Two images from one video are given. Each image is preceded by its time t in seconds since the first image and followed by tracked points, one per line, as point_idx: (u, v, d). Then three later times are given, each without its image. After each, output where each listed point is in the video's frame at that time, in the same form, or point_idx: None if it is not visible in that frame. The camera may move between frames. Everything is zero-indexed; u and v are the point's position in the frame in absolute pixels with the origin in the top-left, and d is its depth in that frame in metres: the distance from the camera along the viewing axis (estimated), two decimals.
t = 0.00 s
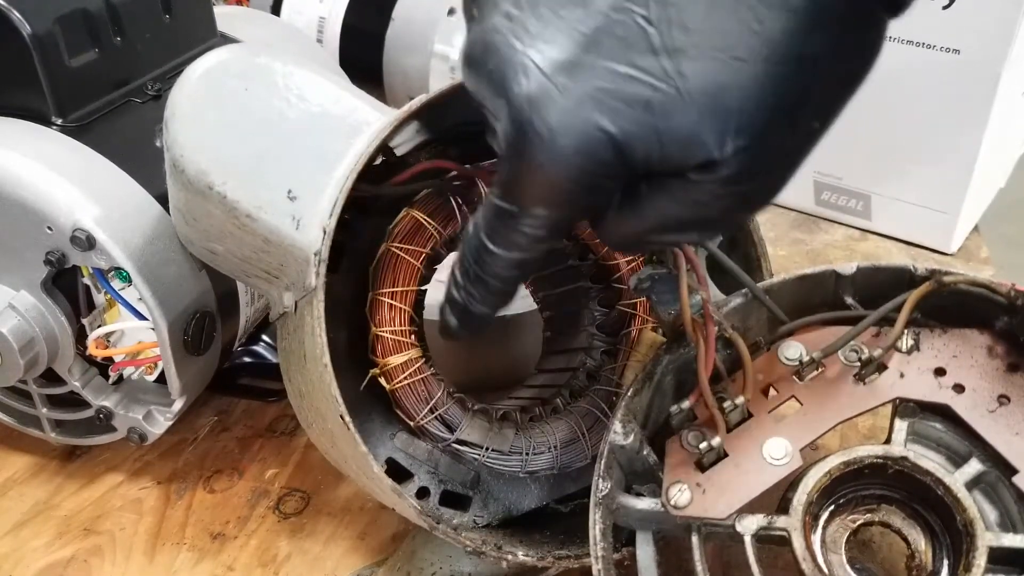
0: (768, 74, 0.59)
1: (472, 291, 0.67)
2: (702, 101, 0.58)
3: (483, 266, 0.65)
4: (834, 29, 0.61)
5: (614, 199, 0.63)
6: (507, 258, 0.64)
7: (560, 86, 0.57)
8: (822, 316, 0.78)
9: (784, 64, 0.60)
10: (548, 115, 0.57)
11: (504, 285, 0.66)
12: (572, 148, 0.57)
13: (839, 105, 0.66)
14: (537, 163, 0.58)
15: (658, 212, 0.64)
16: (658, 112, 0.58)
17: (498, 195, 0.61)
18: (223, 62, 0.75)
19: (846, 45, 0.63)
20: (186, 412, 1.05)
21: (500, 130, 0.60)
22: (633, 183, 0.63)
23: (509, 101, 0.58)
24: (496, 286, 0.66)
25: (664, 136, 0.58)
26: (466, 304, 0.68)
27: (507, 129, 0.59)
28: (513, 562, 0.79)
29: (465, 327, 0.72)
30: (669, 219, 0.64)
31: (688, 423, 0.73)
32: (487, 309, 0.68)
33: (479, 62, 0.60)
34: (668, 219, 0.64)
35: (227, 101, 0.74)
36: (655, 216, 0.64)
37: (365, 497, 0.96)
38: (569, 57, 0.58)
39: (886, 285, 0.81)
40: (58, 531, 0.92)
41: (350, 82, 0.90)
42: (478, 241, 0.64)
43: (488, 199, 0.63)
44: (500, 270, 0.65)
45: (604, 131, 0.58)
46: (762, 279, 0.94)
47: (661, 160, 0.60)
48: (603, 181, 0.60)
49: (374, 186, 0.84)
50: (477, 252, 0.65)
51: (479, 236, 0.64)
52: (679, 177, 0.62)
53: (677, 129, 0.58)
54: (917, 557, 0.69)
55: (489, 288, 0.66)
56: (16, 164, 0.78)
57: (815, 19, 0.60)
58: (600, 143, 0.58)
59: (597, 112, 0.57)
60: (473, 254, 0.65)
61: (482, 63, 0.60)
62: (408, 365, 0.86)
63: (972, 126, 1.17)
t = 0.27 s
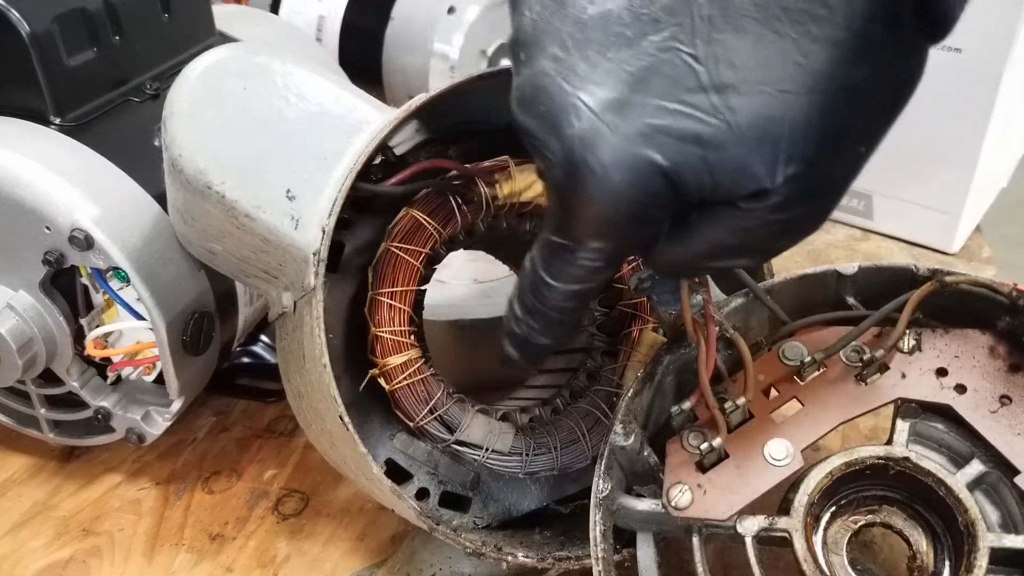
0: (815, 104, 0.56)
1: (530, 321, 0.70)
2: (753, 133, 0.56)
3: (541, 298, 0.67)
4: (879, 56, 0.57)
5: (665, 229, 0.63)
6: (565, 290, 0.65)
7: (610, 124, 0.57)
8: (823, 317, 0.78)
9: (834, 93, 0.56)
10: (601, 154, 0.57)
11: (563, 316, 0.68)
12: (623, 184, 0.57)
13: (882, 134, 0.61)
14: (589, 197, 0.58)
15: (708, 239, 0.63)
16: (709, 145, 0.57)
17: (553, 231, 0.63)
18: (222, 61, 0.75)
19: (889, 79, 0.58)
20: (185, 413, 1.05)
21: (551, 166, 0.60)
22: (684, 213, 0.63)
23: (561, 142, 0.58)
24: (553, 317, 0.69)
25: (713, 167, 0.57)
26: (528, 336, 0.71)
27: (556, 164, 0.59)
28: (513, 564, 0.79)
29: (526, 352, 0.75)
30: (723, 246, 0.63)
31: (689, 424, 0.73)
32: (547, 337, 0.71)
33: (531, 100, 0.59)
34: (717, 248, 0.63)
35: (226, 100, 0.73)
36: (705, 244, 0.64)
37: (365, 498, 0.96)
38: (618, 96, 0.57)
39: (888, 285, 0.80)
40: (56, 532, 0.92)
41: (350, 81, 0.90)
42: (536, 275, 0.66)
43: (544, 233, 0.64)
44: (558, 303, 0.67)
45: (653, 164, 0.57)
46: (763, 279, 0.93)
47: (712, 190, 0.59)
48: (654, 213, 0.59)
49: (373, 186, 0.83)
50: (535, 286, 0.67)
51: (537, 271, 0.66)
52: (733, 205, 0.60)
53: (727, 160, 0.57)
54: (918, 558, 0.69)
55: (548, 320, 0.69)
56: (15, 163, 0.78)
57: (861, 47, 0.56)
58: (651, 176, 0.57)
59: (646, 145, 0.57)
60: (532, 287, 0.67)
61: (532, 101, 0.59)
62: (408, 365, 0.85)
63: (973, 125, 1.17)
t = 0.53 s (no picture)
0: (833, 98, 0.56)
1: (564, 309, 0.71)
2: (772, 128, 0.56)
3: (573, 290, 0.69)
4: (893, 51, 0.57)
5: (687, 221, 0.62)
6: (595, 281, 0.66)
7: (632, 123, 0.57)
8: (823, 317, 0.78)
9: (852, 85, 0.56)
10: (623, 151, 0.57)
11: (594, 305, 0.69)
12: (646, 183, 0.57)
13: (898, 126, 0.61)
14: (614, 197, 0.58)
15: (729, 229, 0.62)
16: (731, 142, 0.56)
17: (581, 226, 0.63)
18: (222, 62, 0.75)
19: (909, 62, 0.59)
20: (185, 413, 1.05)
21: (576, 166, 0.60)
22: (705, 206, 0.62)
23: (587, 142, 0.58)
24: (585, 307, 0.70)
25: (735, 161, 0.57)
26: (562, 324, 0.73)
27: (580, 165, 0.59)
28: (513, 563, 0.79)
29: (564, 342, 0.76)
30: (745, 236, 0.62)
31: (688, 423, 0.74)
32: (580, 324, 0.73)
33: (557, 102, 0.60)
34: (741, 238, 0.62)
35: (227, 100, 0.74)
36: (728, 235, 0.62)
37: (365, 497, 0.96)
38: (639, 96, 0.57)
39: (887, 286, 0.81)
40: (57, 532, 0.92)
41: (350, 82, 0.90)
42: (567, 267, 0.68)
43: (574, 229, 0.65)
44: (588, 293, 0.68)
45: (677, 162, 0.57)
46: (762, 279, 0.94)
47: (734, 184, 0.58)
48: (678, 208, 0.59)
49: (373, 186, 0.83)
50: (567, 278, 0.68)
51: (569, 263, 0.67)
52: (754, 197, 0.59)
53: (748, 155, 0.56)
54: (917, 557, 0.69)
55: (580, 309, 0.70)
56: (16, 164, 0.78)
57: (875, 43, 0.56)
58: (676, 175, 0.57)
59: (668, 143, 0.56)
60: (565, 279, 0.69)
61: (558, 103, 0.60)
62: (408, 365, 0.85)
63: (973, 125, 1.17)
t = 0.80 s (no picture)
0: (849, 79, 0.56)
1: (582, 286, 0.71)
2: (790, 109, 0.56)
3: (591, 268, 0.68)
4: (909, 34, 0.57)
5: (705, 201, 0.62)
6: (613, 259, 0.66)
7: (653, 104, 0.57)
8: (822, 316, 0.78)
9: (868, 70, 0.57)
10: (643, 131, 0.57)
11: (613, 283, 0.69)
12: (666, 161, 0.57)
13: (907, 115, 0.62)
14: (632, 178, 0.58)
15: (746, 209, 0.62)
16: (749, 122, 0.56)
17: (600, 204, 0.63)
18: (223, 62, 0.75)
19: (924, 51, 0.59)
20: (186, 412, 1.05)
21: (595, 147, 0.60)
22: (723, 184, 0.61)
23: (607, 123, 0.58)
24: (603, 285, 0.69)
25: (753, 141, 0.57)
26: (580, 301, 0.72)
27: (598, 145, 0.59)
28: (513, 562, 0.79)
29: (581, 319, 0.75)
30: (760, 216, 0.61)
31: (688, 423, 0.73)
32: (598, 302, 0.72)
33: (576, 84, 0.60)
34: (756, 219, 0.62)
35: (227, 101, 0.74)
36: (744, 216, 0.62)
37: (366, 497, 0.96)
38: (660, 77, 0.57)
39: (886, 286, 0.81)
40: (58, 531, 0.92)
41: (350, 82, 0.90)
42: (587, 247, 0.67)
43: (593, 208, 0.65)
44: (607, 271, 0.67)
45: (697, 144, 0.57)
46: (762, 279, 0.94)
47: (752, 164, 0.58)
48: (697, 188, 0.59)
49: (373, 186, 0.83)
50: (586, 256, 0.68)
51: (587, 241, 0.67)
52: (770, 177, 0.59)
53: (765, 135, 0.56)
54: (916, 556, 0.69)
55: (598, 287, 0.70)
56: (17, 164, 0.78)
57: (894, 25, 0.56)
58: (695, 157, 0.57)
59: (688, 124, 0.56)
60: (583, 257, 0.68)
61: (576, 85, 0.60)
62: (408, 365, 0.86)
63: (972, 125, 1.17)
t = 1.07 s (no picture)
0: (858, 42, 0.61)
1: (589, 255, 0.73)
2: (799, 72, 0.61)
3: (599, 235, 0.70)
4: None
5: (716, 165, 0.66)
6: (621, 225, 0.68)
7: (665, 65, 0.60)
8: (822, 316, 0.78)
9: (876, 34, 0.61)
10: (656, 90, 0.60)
11: (619, 250, 0.71)
12: (677, 122, 0.60)
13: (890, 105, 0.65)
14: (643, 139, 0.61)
15: (757, 172, 0.67)
16: (759, 83, 0.61)
17: (610, 168, 0.66)
18: (222, 62, 0.75)
19: (928, 22, 0.64)
20: (186, 412, 1.05)
21: (608, 111, 0.63)
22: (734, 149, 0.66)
23: (620, 83, 0.61)
24: (610, 252, 0.72)
25: (764, 103, 0.61)
26: (586, 270, 0.75)
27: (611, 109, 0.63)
28: (513, 562, 0.79)
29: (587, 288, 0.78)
30: (772, 177, 0.67)
31: (688, 423, 0.73)
32: (603, 270, 0.74)
33: (590, 50, 0.63)
34: (765, 180, 0.67)
35: (227, 101, 0.74)
36: (755, 179, 0.67)
37: (366, 497, 0.96)
38: (673, 39, 0.61)
39: (886, 285, 0.81)
40: (58, 531, 0.92)
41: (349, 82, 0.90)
42: (595, 212, 0.69)
43: (602, 174, 0.67)
44: (615, 237, 0.70)
45: (707, 104, 0.60)
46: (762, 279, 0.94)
47: (762, 127, 0.63)
48: (707, 148, 0.63)
49: (373, 186, 0.83)
50: (595, 223, 0.70)
51: (596, 207, 0.69)
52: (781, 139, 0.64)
53: (775, 97, 0.61)
54: (916, 556, 0.69)
55: (604, 254, 0.72)
56: (17, 164, 0.78)
57: None
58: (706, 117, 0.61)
59: (700, 85, 0.60)
60: (592, 224, 0.70)
61: (591, 52, 0.63)
62: (408, 364, 0.86)
63: (972, 125, 1.17)
